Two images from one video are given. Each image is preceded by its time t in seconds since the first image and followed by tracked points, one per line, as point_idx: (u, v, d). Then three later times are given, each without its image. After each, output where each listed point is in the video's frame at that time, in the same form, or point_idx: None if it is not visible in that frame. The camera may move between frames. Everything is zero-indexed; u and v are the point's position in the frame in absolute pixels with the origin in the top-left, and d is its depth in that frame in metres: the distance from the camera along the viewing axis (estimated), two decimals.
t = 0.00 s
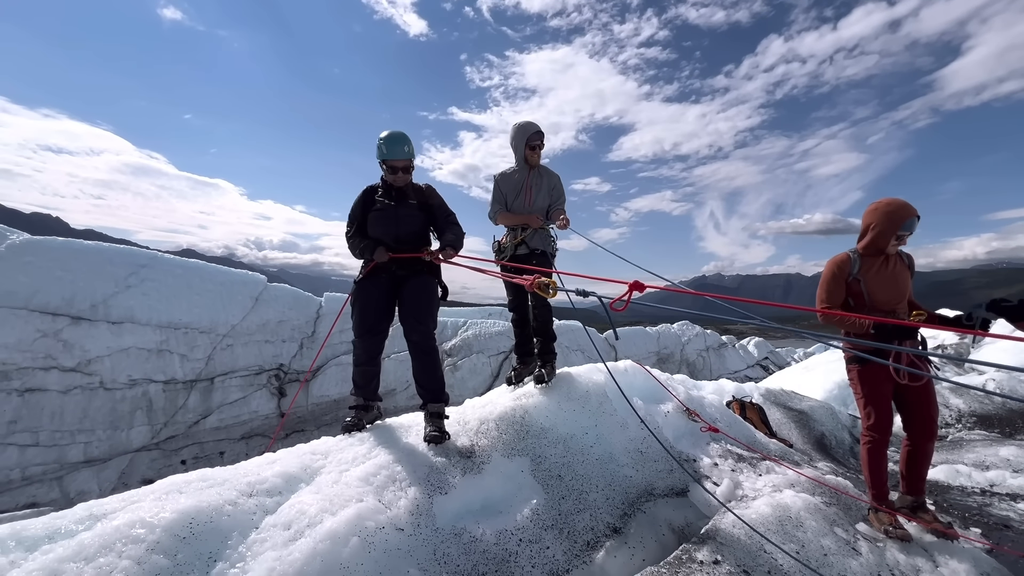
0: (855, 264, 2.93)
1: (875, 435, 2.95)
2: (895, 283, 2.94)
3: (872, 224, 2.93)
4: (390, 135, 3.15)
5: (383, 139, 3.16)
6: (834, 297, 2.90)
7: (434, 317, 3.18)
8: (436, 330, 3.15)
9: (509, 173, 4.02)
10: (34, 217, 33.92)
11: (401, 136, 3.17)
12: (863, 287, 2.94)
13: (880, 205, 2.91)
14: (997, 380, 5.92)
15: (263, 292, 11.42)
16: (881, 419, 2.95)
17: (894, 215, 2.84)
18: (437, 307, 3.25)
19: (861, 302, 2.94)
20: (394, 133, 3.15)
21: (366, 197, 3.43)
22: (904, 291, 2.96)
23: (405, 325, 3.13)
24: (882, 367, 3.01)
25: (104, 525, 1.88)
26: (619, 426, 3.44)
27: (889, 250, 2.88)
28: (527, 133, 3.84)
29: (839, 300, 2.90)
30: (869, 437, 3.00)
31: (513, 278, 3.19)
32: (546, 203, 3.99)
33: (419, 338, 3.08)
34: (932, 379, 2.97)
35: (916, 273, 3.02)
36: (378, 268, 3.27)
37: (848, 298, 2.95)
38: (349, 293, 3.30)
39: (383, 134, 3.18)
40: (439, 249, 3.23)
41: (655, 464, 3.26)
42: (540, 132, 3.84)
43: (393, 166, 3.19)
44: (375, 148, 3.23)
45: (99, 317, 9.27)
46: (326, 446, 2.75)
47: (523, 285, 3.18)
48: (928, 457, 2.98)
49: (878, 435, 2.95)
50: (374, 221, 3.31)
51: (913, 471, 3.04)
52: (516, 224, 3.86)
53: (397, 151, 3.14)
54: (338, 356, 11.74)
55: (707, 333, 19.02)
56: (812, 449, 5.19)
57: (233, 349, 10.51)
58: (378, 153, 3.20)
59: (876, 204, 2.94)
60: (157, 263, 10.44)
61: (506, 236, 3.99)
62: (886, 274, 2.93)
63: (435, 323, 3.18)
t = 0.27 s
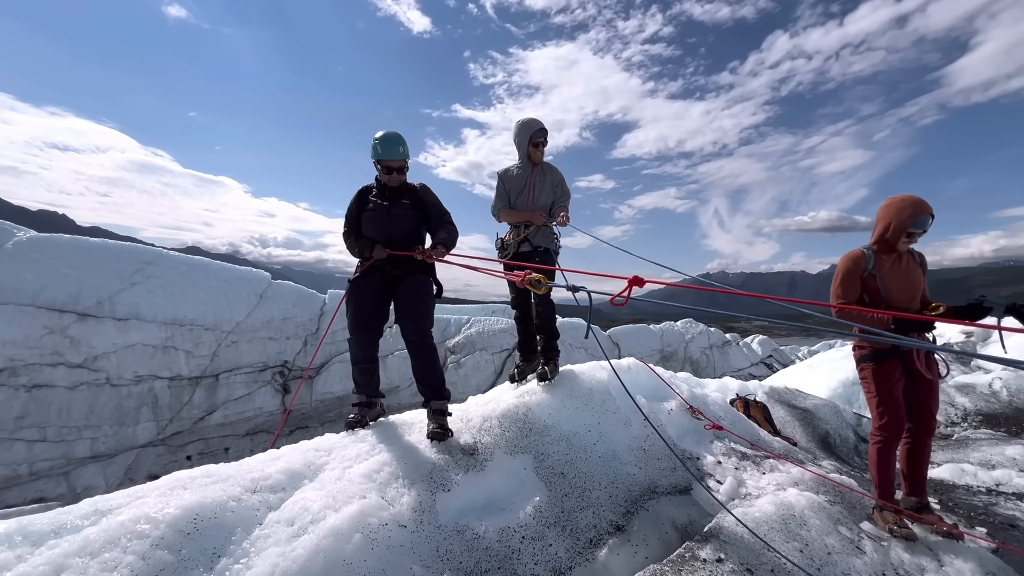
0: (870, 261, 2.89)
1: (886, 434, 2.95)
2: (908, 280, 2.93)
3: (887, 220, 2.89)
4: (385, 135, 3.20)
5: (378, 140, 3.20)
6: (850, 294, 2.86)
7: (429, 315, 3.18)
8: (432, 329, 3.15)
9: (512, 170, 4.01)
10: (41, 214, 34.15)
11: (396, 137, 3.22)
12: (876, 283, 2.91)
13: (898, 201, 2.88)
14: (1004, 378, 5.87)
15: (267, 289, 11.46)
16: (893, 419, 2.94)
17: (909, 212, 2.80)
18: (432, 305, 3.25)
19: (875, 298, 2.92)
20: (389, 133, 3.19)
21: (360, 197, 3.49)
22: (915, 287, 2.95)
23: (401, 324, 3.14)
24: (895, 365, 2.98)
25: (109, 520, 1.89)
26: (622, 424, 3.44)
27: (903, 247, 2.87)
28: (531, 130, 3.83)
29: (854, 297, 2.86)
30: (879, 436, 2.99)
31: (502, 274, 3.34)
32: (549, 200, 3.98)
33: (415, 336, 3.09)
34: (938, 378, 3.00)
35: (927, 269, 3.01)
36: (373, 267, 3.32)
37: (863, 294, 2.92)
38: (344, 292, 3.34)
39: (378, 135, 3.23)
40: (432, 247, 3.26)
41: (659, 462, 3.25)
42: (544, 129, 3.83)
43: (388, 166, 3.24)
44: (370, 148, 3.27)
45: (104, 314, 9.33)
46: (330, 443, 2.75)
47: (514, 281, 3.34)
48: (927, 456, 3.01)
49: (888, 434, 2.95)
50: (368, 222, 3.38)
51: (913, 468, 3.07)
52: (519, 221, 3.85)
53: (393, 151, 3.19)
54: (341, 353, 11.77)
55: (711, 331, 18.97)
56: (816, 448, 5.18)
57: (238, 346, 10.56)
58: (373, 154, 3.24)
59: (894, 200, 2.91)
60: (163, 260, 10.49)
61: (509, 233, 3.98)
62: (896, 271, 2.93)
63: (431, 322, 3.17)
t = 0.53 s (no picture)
0: (886, 257, 2.88)
1: (899, 433, 2.93)
2: (924, 278, 2.91)
3: (903, 216, 2.88)
4: (380, 131, 3.21)
5: (373, 136, 3.22)
6: (866, 289, 2.84)
7: (428, 312, 3.18)
8: (432, 326, 3.15)
9: (517, 166, 4.00)
10: (48, 212, 34.42)
11: (391, 133, 3.23)
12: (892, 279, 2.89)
13: (913, 199, 2.86)
14: (1013, 377, 5.81)
15: (272, 286, 11.50)
16: (907, 418, 2.92)
17: (926, 208, 2.80)
18: (432, 302, 3.25)
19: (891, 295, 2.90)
20: (384, 129, 3.21)
21: (356, 193, 3.53)
22: (931, 284, 2.93)
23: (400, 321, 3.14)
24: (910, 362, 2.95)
25: (115, 515, 1.89)
26: (626, 421, 3.42)
27: (918, 244, 2.85)
28: (535, 126, 3.80)
29: (870, 292, 2.84)
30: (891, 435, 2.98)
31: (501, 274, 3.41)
32: (553, 197, 3.96)
33: (415, 333, 3.09)
34: (951, 375, 2.99)
35: (941, 267, 3.00)
36: (369, 263, 3.33)
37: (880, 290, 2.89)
38: (343, 290, 3.36)
39: (373, 131, 3.25)
40: (427, 244, 3.26)
41: (663, 459, 3.24)
42: (549, 125, 3.80)
43: (383, 162, 3.26)
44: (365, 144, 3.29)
45: (111, 311, 9.38)
46: (334, 439, 2.74)
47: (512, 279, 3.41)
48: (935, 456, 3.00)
49: (902, 432, 2.93)
50: (363, 218, 3.39)
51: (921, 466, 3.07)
52: (524, 218, 3.83)
53: (388, 147, 3.20)
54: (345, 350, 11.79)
55: (716, 329, 18.90)
56: (822, 446, 5.14)
57: (243, 343, 10.61)
58: (368, 149, 3.27)
59: (908, 198, 2.89)
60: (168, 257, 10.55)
61: (514, 230, 3.96)
62: (912, 268, 2.91)
63: (431, 319, 3.17)
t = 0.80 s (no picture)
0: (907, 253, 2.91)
1: (918, 431, 2.90)
2: (947, 274, 2.91)
3: (927, 213, 2.90)
4: (386, 122, 3.19)
5: (379, 127, 3.20)
6: (883, 286, 2.90)
7: (435, 308, 3.15)
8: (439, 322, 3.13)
9: (524, 161, 3.96)
10: (56, 211, 34.69)
11: (397, 124, 3.21)
12: (913, 275, 2.92)
13: (937, 196, 2.86)
14: None
15: (278, 284, 11.53)
16: (925, 415, 2.89)
17: (950, 204, 2.80)
18: (438, 298, 3.22)
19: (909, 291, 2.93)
20: (390, 120, 3.18)
21: (361, 186, 3.51)
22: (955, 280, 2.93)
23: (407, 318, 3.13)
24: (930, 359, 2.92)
25: (122, 512, 1.88)
26: (634, 419, 3.39)
27: (938, 241, 2.88)
28: (541, 120, 3.77)
29: (886, 289, 2.90)
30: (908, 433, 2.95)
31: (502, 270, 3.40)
32: (560, 193, 3.93)
33: (422, 330, 3.08)
34: (971, 373, 2.95)
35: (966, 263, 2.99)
36: (374, 258, 3.31)
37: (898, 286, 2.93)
38: (349, 285, 3.36)
39: (379, 122, 3.23)
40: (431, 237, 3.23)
41: (672, 458, 3.21)
42: (555, 118, 3.76)
43: (388, 153, 3.23)
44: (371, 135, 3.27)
45: (119, 309, 9.43)
46: (341, 436, 2.72)
47: (512, 276, 3.40)
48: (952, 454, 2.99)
49: (921, 430, 2.90)
50: (368, 211, 3.38)
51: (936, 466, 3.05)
52: (530, 214, 3.79)
53: (393, 138, 3.18)
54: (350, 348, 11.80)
55: (721, 327, 18.81)
56: (831, 445, 5.09)
57: (249, 341, 10.64)
58: (374, 141, 3.25)
59: (933, 194, 2.89)
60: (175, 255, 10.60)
61: (520, 227, 3.93)
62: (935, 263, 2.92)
63: (437, 314, 3.14)
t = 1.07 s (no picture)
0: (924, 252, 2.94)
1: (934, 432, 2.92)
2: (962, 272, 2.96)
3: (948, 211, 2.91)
4: (385, 122, 3.18)
5: (378, 127, 3.19)
6: (898, 282, 2.92)
7: (436, 309, 3.14)
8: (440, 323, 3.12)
9: (529, 159, 3.95)
10: (64, 211, 34.99)
11: (395, 123, 3.19)
12: (928, 274, 2.95)
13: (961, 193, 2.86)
14: None
15: (283, 284, 11.57)
16: (941, 416, 2.91)
17: (973, 204, 2.82)
18: (439, 299, 3.21)
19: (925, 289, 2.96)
20: (389, 120, 3.17)
21: (363, 187, 3.51)
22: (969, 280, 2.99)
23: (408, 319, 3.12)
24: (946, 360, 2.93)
25: (126, 513, 1.88)
26: (640, 419, 3.37)
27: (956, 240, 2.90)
28: (546, 118, 3.75)
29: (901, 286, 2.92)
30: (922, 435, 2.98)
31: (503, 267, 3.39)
32: (565, 191, 3.91)
33: (424, 330, 3.07)
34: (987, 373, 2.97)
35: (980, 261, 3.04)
36: (375, 258, 3.31)
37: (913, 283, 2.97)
38: (351, 285, 3.36)
39: (378, 122, 3.22)
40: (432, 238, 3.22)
41: (678, 459, 3.18)
42: (560, 116, 3.75)
43: (388, 153, 3.21)
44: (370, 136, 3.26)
45: (126, 308, 9.48)
46: (345, 436, 2.70)
47: (515, 273, 3.39)
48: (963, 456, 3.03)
49: (936, 432, 2.92)
50: (369, 211, 3.37)
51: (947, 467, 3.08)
52: (535, 212, 3.77)
53: (392, 138, 3.16)
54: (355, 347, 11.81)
55: (727, 326, 18.71)
56: (840, 445, 5.05)
57: (255, 340, 10.68)
58: (373, 141, 3.24)
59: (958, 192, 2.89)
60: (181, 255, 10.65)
61: (524, 225, 3.91)
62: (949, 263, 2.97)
63: (440, 316, 3.13)
